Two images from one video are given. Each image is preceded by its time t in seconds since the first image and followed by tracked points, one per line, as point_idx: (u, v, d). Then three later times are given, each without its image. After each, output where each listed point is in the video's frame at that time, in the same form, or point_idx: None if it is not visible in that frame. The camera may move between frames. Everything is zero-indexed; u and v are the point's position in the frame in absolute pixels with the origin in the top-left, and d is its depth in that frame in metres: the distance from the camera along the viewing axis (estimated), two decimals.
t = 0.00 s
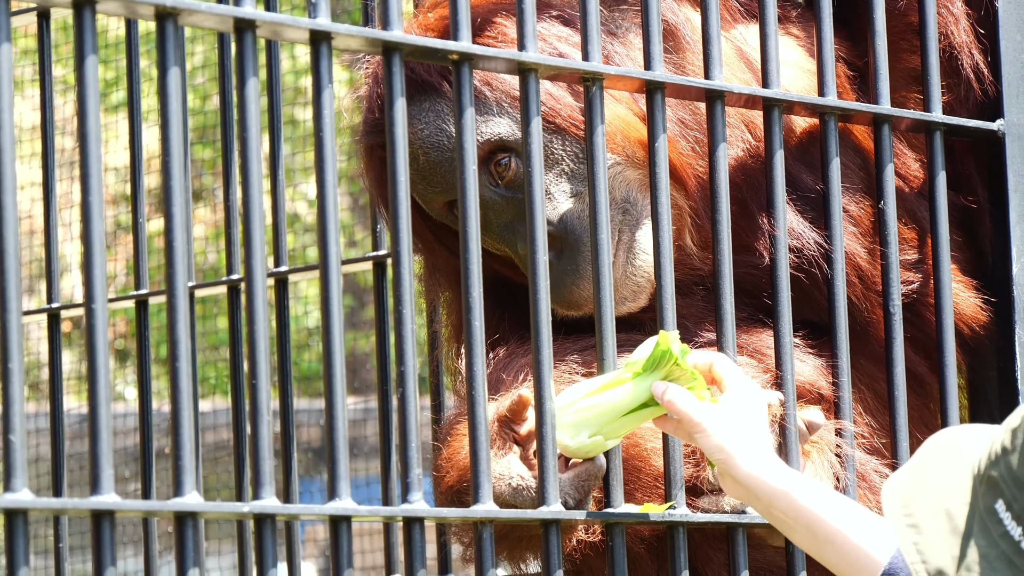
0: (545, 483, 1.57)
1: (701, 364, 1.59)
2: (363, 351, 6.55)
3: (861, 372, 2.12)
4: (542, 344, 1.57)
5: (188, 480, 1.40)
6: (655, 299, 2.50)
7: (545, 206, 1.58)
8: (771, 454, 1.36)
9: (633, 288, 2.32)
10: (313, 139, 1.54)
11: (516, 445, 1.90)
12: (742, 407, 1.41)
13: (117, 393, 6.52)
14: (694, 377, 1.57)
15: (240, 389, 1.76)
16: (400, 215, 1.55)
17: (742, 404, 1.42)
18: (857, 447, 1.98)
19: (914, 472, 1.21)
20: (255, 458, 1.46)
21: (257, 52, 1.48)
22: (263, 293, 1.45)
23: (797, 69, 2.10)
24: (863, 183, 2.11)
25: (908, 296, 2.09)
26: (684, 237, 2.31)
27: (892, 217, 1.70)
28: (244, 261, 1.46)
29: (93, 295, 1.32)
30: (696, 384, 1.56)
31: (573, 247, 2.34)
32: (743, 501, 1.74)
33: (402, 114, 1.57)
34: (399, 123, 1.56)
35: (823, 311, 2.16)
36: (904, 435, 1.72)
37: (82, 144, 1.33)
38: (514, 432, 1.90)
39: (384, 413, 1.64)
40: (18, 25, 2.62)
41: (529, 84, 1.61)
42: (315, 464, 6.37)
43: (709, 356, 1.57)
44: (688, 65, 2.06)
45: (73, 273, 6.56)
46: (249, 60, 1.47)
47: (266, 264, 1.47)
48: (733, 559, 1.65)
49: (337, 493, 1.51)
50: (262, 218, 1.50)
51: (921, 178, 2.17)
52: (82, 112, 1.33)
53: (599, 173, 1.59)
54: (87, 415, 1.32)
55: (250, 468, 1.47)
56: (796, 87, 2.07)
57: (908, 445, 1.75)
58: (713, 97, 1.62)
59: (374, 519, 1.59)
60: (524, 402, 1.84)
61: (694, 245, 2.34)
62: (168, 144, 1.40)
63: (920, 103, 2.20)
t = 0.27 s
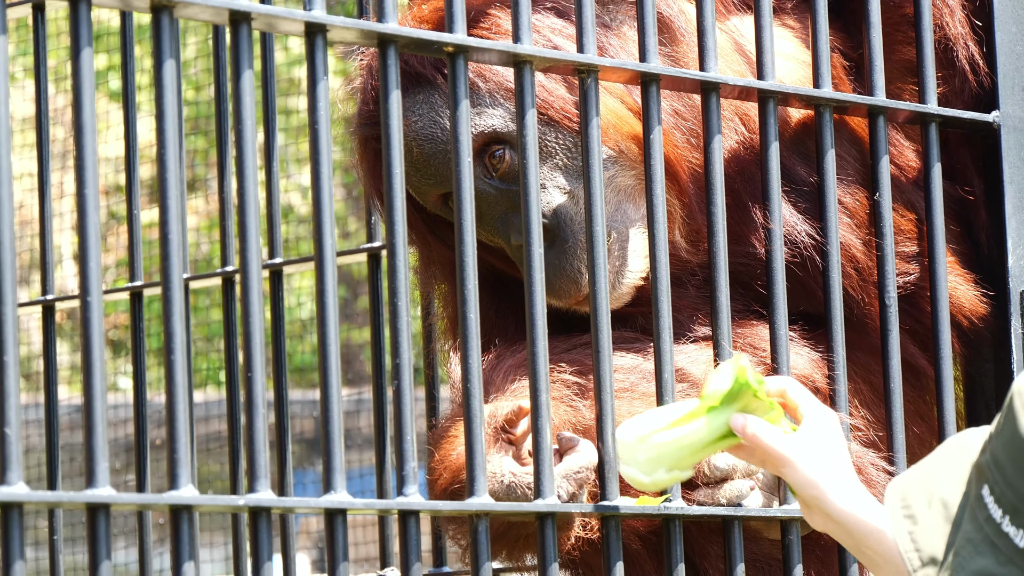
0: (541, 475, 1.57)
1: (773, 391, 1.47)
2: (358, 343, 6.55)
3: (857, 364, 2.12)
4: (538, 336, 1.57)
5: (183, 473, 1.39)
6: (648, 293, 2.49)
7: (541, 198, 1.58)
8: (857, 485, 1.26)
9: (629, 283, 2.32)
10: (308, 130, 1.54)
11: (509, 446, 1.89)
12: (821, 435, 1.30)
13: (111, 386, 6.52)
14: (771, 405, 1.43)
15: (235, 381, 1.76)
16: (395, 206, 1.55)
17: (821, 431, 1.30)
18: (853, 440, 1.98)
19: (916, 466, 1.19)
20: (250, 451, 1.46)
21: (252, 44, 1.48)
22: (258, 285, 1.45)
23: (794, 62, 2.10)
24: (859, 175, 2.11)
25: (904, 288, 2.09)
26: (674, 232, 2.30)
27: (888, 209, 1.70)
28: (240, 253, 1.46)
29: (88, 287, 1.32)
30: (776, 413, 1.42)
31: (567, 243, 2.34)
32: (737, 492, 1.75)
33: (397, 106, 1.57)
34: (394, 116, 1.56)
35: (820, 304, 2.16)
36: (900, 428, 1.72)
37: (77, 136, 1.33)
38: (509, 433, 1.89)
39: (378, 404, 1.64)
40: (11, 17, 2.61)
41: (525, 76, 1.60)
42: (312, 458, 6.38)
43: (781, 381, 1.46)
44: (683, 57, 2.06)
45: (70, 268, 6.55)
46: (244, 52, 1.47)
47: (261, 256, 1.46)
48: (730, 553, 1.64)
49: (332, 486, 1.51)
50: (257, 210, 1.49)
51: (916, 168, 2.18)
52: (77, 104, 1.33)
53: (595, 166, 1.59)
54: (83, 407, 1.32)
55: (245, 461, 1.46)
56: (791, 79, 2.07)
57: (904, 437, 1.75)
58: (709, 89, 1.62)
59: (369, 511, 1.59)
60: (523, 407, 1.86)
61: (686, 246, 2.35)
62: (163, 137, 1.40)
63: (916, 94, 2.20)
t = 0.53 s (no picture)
0: (540, 475, 1.58)
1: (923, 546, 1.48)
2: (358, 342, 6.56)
3: (856, 363, 2.12)
4: (536, 335, 1.57)
5: (182, 474, 1.40)
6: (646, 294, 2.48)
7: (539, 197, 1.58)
8: None
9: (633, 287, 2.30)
10: (306, 130, 1.54)
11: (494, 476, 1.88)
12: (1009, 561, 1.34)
13: (111, 385, 6.52)
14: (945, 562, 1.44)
15: (232, 381, 1.76)
16: (393, 206, 1.55)
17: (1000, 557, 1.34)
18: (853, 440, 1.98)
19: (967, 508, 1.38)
20: (248, 451, 1.46)
21: (249, 44, 1.48)
22: (256, 286, 1.45)
23: (793, 59, 2.09)
24: (860, 172, 2.09)
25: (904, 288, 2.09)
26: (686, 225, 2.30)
27: (886, 208, 1.70)
28: (238, 254, 1.46)
29: (87, 288, 1.32)
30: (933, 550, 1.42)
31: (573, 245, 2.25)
32: (737, 492, 1.74)
33: (395, 106, 1.57)
34: (392, 115, 1.56)
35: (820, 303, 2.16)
36: (899, 427, 1.72)
37: (75, 137, 1.33)
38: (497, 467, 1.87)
39: (375, 404, 1.64)
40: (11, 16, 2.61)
41: (522, 75, 1.60)
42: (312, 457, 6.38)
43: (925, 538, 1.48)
44: (682, 54, 2.05)
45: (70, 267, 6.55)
46: (242, 52, 1.47)
47: (259, 256, 1.46)
48: (729, 553, 1.64)
49: (331, 486, 1.51)
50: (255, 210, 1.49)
51: (915, 163, 2.17)
52: (75, 105, 1.33)
53: (593, 165, 1.59)
54: (82, 408, 1.32)
55: (243, 462, 1.46)
56: (790, 77, 2.07)
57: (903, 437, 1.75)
58: (707, 88, 1.62)
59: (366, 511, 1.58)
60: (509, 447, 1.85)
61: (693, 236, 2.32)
62: (161, 137, 1.40)
63: (915, 93, 2.21)
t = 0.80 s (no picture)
0: (556, 499, 1.57)
1: None
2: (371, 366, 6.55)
3: (875, 388, 2.12)
4: (552, 360, 1.57)
5: (197, 500, 1.39)
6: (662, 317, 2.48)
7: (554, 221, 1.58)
8: None
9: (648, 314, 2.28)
10: (321, 154, 1.54)
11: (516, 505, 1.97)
12: None
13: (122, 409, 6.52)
14: None
15: (248, 405, 1.75)
16: (409, 230, 1.55)
17: None
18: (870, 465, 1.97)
19: None
20: (264, 477, 1.45)
21: (264, 69, 1.48)
22: (271, 311, 1.45)
23: (809, 80, 2.09)
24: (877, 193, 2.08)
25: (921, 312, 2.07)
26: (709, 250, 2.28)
27: (903, 231, 1.70)
28: (253, 279, 1.46)
29: (102, 313, 1.32)
30: None
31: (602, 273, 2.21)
32: (754, 517, 1.73)
33: (410, 130, 1.57)
34: (407, 140, 1.56)
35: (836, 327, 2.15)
36: (916, 452, 1.71)
37: (90, 163, 1.33)
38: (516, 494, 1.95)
39: (392, 429, 1.63)
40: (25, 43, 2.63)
41: (537, 99, 1.60)
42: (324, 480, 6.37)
43: None
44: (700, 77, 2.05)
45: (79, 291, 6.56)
46: (257, 77, 1.47)
47: (275, 281, 1.46)
48: None
49: (347, 512, 1.50)
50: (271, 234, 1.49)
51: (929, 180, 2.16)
52: (90, 130, 1.33)
53: (609, 189, 1.59)
54: (96, 434, 1.31)
55: (259, 487, 1.46)
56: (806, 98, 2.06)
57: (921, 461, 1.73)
58: (722, 112, 1.62)
59: (383, 537, 1.57)
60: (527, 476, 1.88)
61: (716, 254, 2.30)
62: (176, 162, 1.40)
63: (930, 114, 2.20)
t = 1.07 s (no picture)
0: (566, 525, 1.56)
1: None
2: (378, 392, 6.53)
3: (884, 412, 2.13)
4: (562, 386, 1.56)
5: (207, 527, 1.38)
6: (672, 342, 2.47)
7: (564, 246, 1.58)
8: None
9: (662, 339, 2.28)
10: (330, 181, 1.54)
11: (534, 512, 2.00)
12: None
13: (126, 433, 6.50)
14: None
15: (257, 433, 1.74)
16: (420, 257, 1.54)
17: None
18: (880, 489, 1.96)
19: None
20: (273, 503, 1.44)
21: (272, 95, 1.48)
22: (280, 337, 1.44)
23: (815, 101, 2.10)
24: (886, 216, 2.08)
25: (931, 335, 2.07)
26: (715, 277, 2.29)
27: (912, 255, 1.70)
28: (262, 305, 1.45)
29: (110, 340, 1.31)
30: None
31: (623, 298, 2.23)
32: (765, 541, 1.71)
33: (419, 155, 1.56)
34: (416, 165, 1.56)
35: (845, 349, 2.15)
36: (927, 476, 1.70)
37: (98, 189, 1.33)
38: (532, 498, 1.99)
39: (401, 455, 1.62)
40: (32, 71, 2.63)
41: (546, 123, 1.60)
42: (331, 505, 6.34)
43: None
44: (710, 102, 2.05)
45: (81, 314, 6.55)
46: (265, 103, 1.47)
47: (284, 307, 1.46)
48: None
49: (357, 538, 1.49)
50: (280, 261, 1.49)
51: (939, 201, 2.16)
52: (98, 156, 1.32)
53: (618, 214, 1.58)
54: (105, 461, 1.30)
55: (268, 514, 1.45)
56: (814, 121, 2.06)
57: (932, 485, 1.73)
58: (731, 136, 1.62)
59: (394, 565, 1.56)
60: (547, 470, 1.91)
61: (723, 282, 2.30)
62: (184, 188, 1.40)
63: (939, 137, 2.21)
